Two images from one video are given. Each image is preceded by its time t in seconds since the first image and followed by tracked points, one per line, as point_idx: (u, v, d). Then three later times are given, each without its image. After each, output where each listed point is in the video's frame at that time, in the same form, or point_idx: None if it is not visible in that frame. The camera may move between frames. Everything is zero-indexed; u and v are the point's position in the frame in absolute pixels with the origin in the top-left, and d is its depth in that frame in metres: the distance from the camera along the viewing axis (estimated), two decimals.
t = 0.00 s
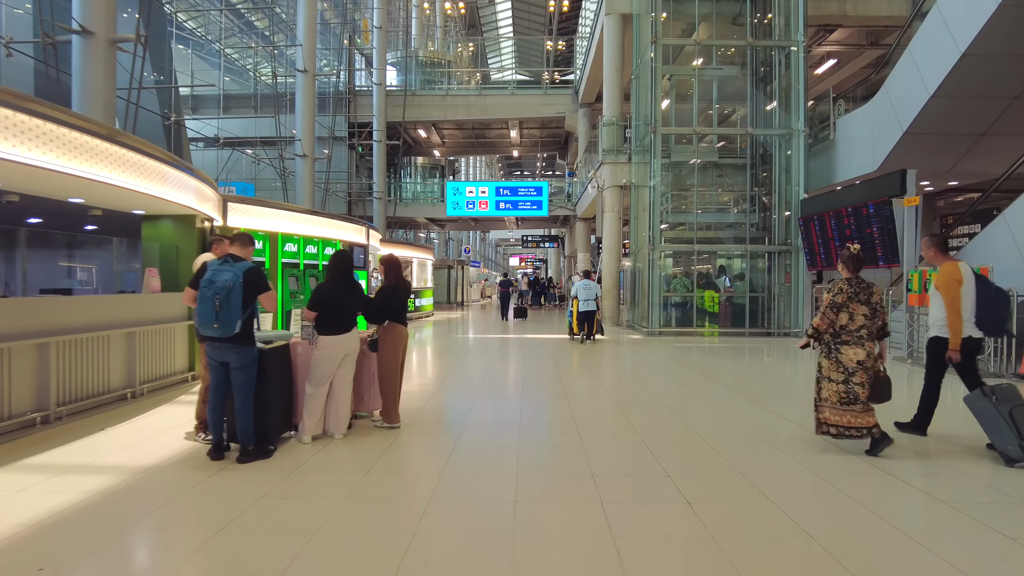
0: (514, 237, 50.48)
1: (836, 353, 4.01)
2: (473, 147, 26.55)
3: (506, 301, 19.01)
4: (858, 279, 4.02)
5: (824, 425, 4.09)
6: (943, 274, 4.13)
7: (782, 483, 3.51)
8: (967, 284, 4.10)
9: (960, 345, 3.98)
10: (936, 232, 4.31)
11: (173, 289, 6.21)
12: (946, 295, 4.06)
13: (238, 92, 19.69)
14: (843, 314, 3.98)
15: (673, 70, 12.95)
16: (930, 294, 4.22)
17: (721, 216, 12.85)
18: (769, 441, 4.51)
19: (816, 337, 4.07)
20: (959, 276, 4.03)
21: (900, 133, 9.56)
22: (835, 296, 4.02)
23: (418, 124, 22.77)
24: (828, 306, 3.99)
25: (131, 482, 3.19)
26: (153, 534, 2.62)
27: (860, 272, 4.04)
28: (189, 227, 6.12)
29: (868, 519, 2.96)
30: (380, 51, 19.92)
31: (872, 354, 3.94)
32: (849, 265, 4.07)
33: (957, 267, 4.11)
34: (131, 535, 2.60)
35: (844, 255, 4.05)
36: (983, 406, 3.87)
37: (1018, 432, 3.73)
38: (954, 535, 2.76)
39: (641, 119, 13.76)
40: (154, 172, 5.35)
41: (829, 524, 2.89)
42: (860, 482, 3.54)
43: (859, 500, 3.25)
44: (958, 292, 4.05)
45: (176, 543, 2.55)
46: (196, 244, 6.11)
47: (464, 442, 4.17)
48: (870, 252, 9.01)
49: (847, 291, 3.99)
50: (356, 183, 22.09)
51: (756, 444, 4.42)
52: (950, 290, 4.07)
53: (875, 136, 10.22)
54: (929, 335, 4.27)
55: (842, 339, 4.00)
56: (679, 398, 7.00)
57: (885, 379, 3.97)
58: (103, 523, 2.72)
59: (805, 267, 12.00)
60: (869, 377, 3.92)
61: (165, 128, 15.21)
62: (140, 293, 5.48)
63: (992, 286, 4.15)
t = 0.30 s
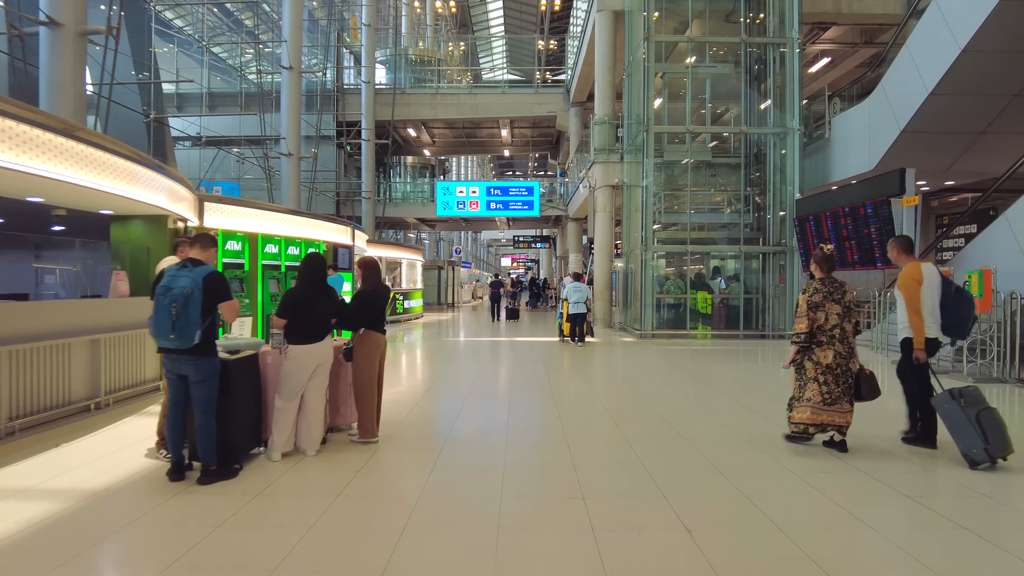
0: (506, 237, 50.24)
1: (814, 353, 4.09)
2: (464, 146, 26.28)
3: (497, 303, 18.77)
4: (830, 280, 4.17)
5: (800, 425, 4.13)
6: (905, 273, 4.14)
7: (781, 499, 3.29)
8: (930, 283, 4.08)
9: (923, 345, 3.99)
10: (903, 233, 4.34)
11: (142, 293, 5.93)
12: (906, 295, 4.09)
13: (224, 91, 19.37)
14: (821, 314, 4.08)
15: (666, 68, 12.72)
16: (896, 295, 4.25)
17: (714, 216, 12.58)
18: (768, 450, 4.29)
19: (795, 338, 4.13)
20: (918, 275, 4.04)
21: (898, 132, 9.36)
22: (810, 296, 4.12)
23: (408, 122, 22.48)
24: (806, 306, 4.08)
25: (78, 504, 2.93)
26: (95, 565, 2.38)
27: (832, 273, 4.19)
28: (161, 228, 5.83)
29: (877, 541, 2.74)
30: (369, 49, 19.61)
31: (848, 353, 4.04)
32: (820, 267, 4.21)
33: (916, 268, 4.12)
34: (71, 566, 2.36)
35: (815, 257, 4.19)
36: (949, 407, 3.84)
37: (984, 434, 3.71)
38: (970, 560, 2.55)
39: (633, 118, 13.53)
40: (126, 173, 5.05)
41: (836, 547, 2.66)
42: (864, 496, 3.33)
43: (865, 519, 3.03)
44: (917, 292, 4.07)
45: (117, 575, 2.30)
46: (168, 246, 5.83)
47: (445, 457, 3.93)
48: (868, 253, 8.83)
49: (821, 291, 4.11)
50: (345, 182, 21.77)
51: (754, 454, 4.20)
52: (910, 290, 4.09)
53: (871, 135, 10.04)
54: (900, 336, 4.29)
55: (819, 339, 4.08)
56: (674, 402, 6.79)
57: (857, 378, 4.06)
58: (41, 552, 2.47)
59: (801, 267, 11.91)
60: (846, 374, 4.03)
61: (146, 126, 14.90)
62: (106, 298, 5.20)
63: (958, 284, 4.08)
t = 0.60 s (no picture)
0: (499, 237, 50.06)
1: (789, 357, 3.97)
2: (457, 144, 26.02)
3: (490, 302, 18.51)
4: (801, 279, 3.99)
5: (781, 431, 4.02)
6: (879, 274, 4.08)
7: (795, 513, 3.03)
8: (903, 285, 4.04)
9: (896, 346, 3.95)
10: (879, 233, 4.29)
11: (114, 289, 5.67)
12: (880, 296, 4.04)
13: (213, 87, 19.07)
14: (793, 317, 3.92)
15: (662, 63, 12.47)
16: (868, 295, 4.19)
17: (711, 215, 12.36)
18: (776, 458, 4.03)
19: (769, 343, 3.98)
20: (892, 277, 4.00)
21: (899, 127, 9.14)
22: (781, 299, 3.95)
23: (399, 120, 22.20)
24: (779, 310, 3.92)
25: (22, 523, 2.65)
26: None
27: (804, 272, 3.98)
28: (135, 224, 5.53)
29: (902, 561, 2.49)
30: (359, 44, 19.31)
31: (823, 354, 3.95)
32: (790, 267, 4.01)
33: (893, 268, 4.07)
34: None
35: (787, 258, 3.98)
36: (916, 406, 3.84)
37: (950, 432, 3.68)
38: None
39: (629, 114, 13.27)
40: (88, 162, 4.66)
41: (859, 568, 2.41)
42: (884, 508, 3.08)
43: (887, 536, 2.78)
44: (892, 292, 4.02)
45: None
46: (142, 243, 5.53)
47: (432, 467, 3.65)
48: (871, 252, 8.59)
49: (792, 293, 3.95)
50: (335, 180, 21.47)
51: (761, 462, 3.94)
52: (884, 291, 4.05)
53: (872, 132, 9.83)
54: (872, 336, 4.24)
55: (793, 342, 3.95)
56: (672, 403, 6.54)
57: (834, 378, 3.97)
58: None
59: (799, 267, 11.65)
60: (825, 376, 3.93)
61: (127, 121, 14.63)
62: (73, 297, 4.90)
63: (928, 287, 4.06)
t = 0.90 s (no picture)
0: (490, 237, 49.78)
1: (749, 350, 4.19)
2: (448, 143, 25.74)
3: (481, 303, 18.26)
4: (771, 278, 4.22)
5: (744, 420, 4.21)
6: (852, 274, 4.17)
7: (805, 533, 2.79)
8: (874, 283, 4.18)
9: (868, 346, 4.05)
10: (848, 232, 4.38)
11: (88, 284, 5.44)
12: (854, 297, 4.11)
13: (197, 83, 18.72)
14: (754, 311, 4.17)
15: (656, 59, 12.26)
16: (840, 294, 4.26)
17: (705, 214, 12.16)
18: (778, 469, 3.81)
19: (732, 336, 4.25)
20: (865, 277, 4.09)
21: (897, 124, 8.97)
22: (747, 294, 4.22)
23: (389, 117, 21.90)
24: (740, 303, 4.20)
25: None
26: None
27: (773, 272, 4.23)
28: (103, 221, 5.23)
29: None
30: (348, 40, 18.99)
31: (784, 349, 4.10)
32: (762, 266, 4.28)
33: (865, 269, 4.16)
34: None
35: (756, 256, 4.26)
36: (880, 405, 4.02)
37: (909, 431, 3.86)
38: None
39: (622, 111, 13.05)
40: (49, 154, 4.28)
41: None
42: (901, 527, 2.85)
43: (907, 562, 2.55)
44: (866, 293, 4.10)
45: None
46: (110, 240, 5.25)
47: (414, 481, 3.39)
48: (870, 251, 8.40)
49: (759, 289, 4.20)
50: (323, 178, 21.15)
51: (764, 474, 3.71)
52: (858, 290, 4.12)
53: (870, 129, 9.64)
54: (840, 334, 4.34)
55: (754, 336, 4.17)
56: (666, 407, 6.32)
57: (793, 375, 4.09)
58: None
59: (795, 267, 11.46)
60: (784, 371, 4.08)
61: (104, 116, 14.34)
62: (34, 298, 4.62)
63: (900, 284, 4.24)
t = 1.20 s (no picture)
0: (482, 236, 49.50)
1: (718, 353, 4.03)
2: (438, 141, 25.47)
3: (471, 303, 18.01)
4: (742, 282, 4.08)
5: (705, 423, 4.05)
6: (815, 276, 4.06)
7: (819, 557, 2.53)
8: (837, 286, 4.04)
9: (830, 347, 3.92)
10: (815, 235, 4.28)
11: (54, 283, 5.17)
12: (816, 301, 4.01)
13: (182, 80, 18.38)
14: (728, 314, 4.00)
15: (648, 55, 12.02)
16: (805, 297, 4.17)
17: (698, 213, 11.95)
18: (777, 479, 3.57)
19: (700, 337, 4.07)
20: (825, 279, 3.99)
21: (895, 120, 8.77)
22: (720, 296, 4.04)
23: (378, 115, 21.59)
24: (714, 305, 4.01)
25: None
26: None
27: (745, 275, 4.09)
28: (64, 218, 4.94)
29: None
30: (335, 36, 18.67)
31: (753, 354, 3.98)
32: (733, 269, 4.13)
33: (828, 270, 4.04)
34: None
35: (731, 258, 4.10)
36: (848, 407, 3.88)
37: (878, 432, 3.74)
38: None
39: (614, 108, 12.81)
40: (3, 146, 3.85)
41: None
42: (921, 546, 2.59)
43: None
44: (826, 296, 3.99)
45: None
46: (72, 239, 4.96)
47: (389, 497, 3.12)
48: (868, 250, 8.21)
49: (732, 292, 4.03)
50: (311, 177, 20.84)
51: (766, 485, 3.46)
52: (819, 293, 4.02)
53: (867, 125, 9.44)
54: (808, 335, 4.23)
55: (724, 339, 4.02)
56: (659, 410, 6.09)
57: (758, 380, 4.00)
58: None
59: (789, 267, 11.26)
60: (751, 376, 3.97)
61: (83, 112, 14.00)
62: None
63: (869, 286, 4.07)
